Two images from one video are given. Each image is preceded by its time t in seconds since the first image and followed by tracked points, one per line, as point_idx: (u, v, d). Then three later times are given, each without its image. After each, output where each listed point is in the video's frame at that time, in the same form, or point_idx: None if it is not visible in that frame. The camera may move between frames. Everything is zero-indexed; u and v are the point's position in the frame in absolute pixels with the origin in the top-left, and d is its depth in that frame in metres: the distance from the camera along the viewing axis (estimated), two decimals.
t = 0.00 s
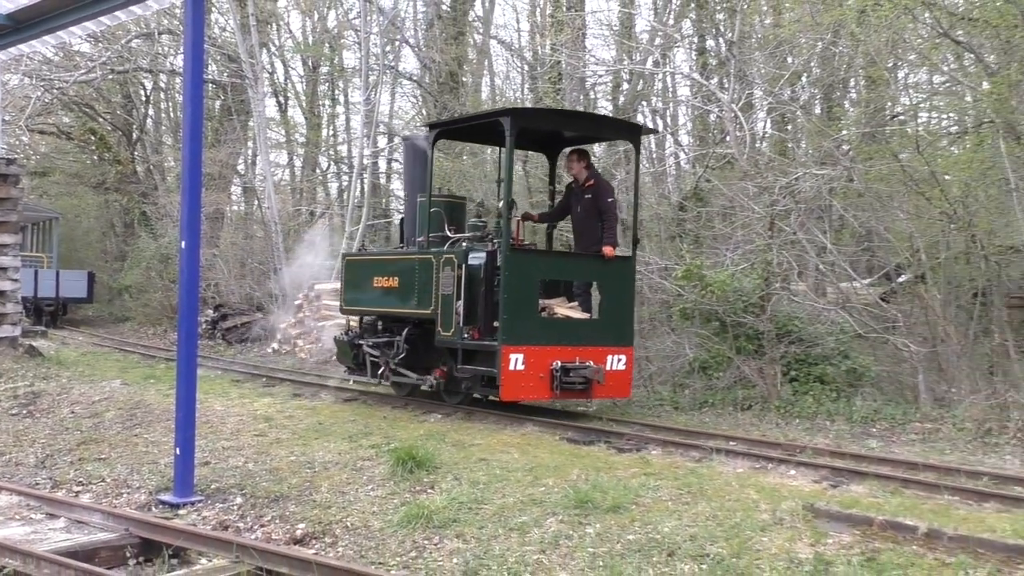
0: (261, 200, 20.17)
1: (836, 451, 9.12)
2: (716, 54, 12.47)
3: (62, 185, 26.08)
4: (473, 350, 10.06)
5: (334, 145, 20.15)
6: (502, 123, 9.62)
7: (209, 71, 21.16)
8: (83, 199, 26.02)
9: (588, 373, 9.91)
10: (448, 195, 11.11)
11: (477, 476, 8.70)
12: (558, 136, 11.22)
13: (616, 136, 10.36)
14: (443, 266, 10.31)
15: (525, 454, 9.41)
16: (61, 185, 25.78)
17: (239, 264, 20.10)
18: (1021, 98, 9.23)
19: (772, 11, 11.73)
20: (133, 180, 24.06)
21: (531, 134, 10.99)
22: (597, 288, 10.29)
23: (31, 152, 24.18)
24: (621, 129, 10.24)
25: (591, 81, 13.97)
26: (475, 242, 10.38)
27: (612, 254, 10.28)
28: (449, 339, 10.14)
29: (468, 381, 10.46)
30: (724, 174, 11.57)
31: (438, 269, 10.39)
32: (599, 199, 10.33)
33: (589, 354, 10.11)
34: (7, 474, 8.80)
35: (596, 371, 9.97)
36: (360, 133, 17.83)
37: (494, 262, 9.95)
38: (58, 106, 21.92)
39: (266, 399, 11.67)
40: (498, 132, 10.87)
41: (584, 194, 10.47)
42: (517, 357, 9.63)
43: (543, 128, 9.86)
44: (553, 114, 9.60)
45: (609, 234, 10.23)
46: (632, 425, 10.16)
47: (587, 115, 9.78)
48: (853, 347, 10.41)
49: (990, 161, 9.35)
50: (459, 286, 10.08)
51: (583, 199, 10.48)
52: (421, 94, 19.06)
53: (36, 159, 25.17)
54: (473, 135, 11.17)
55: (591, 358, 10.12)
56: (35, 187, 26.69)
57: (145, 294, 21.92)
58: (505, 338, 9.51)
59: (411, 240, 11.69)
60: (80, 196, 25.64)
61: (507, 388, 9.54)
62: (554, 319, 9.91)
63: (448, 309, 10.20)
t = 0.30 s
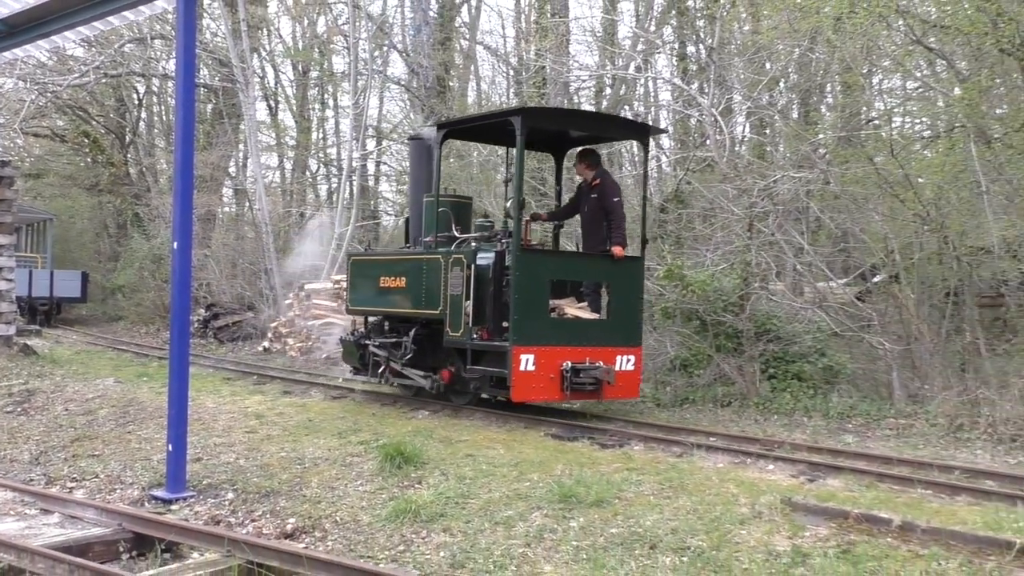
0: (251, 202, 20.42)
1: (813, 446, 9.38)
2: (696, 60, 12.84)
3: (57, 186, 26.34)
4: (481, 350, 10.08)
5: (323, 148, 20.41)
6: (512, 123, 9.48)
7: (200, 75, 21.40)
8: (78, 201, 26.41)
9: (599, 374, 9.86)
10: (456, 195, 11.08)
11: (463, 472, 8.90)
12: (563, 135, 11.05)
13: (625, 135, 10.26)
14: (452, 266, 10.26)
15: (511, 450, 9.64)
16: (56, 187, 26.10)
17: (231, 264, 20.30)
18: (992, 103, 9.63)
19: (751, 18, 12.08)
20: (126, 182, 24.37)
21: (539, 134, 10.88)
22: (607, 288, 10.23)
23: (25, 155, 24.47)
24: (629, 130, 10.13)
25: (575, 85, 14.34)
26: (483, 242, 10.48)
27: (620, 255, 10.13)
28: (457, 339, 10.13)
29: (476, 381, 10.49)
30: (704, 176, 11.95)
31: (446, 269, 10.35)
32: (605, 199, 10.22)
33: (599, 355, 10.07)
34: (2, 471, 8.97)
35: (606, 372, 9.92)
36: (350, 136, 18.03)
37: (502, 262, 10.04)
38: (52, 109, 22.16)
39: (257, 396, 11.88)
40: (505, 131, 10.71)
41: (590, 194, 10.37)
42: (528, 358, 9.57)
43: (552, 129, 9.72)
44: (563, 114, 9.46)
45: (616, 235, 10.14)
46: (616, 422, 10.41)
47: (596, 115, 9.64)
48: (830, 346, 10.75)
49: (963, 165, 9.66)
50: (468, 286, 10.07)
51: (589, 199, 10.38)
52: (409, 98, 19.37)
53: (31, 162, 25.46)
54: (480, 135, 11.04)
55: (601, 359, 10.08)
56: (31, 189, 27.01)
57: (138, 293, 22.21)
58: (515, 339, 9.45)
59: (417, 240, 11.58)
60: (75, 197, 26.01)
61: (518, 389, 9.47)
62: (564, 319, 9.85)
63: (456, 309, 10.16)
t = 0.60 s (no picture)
0: (240, 204, 20.63)
1: (788, 441, 9.69)
2: (674, 66, 13.20)
3: (50, 189, 27.08)
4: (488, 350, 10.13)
5: (311, 151, 20.69)
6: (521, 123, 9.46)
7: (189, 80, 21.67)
8: (68, 202, 26.70)
9: (607, 374, 9.88)
10: (460, 195, 11.14)
11: (448, 467, 9.13)
12: (566, 132, 11.00)
13: (633, 134, 10.25)
14: (458, 266, 10.30)
15: (494, 446, 9.89)
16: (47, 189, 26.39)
17: (219, 265, 20.49)
18: (959, 108, 9.97)
19: (726, 25, 12.27)
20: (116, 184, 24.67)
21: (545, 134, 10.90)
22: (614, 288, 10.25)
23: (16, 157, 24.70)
24: (635, 128, 10.12)
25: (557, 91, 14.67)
26: (488, 242, 10.46)
27: (628, 255, 10.07)
28: (464, 340, 10.20)
29: (483, 383, 10.68)
30: (682, 179, 12.28)
31: (452, 269, 10.42)
32: (611, 198, 10.20)
33: (606, 355, 10.09)
34: None
35: (614, 372, 9.95)
36: (337, 140, 18.27)
37: (509, 262, 10.07)
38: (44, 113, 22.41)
39: (246, 393, 12.11)
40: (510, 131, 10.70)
41: (597, 194, 10.37)
42: (536, 359, 9.56)
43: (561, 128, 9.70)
44: (572, 113, 9.43)
45: (623, 235, 10.13)
46: (597, 418, 10.70)
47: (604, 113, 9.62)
48: (805, 343, 11.18)
49: (931, 169, 9.97)
50: (475, 286, 10.11)
51: (596, 199, 10.37)
52: (394, 102, 19.67)
53: (22, 164, 25.80)
54: (485, 135, 11.06)
55: (608, 359, 10.10)
56: (21, 190, 27.29)
57: (127, 293, 22.46)
58: (524, 339, 9.45)
59: (420, 241, 11.72)
60: (66, 199, 26.40)
61: (527, 390, 9.47)
62: (572, 320, 9.85)
63: (463, 309, 10.21)
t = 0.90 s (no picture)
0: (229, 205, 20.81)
1: (764, 437, 9.98)
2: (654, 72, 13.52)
3: (42, 189, 27.34)
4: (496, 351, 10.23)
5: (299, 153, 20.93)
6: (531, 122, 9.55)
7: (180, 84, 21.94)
8: (60, 203, 26.95)
9: (616, 375, 9.99)
10: (465, 196, 11.27)
11: (433, 463, 9.35)
12: (573, 133, 11.14)
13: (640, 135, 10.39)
14: (466, 266, 10.43)
15: (478, 442, 10.12)
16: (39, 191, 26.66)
17: (209, 265, 20.64)
18: (930, 113, 10.24)
19: (705, 32, 12.69)
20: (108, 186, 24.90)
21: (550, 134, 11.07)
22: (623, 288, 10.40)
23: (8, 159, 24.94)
24: (642, 129, 10.27)
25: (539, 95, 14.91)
26: (495, 242, 10.55)
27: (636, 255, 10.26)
28: (473, 340, 10.31)
29: (490, 383, 10.78)
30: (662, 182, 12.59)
31: (460, 270, 10.55)
32: (620, 198, 10.33)
33: (614, 356, 10.23)
34: None
35: (623, 373, 10.06)
36: (325, 143, 18.50)
37: (516, 262, 10.10)
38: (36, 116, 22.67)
39: (235, 392, 12.31)
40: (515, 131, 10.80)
41: (606, 194, 10.52)
42: (545, 360, 9.69)
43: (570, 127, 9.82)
44: (583, 113, 9.55)
45: (632, 234, 10.25)
46: (579, 417, 10.98)
47: (615, 113, 9.76)
48: (780, 342, 11.54)
49: (903, 172, 10.26)
50: (483, 286, 10.21)
51: (605, 199, 10.52)
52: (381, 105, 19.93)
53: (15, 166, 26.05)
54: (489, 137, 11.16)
55: (617, 360, 10.24)
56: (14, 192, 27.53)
57: (118, 292, 22.68)
58: (533, 341, 9.57)
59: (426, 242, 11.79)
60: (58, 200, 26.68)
61: (536, 392, 9.59)
62: (580, 320, 9.98)
63: (471, 310, 10.34)
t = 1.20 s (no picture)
0: (217, 207, 20.98)
1: (741, 432, 10.28)
2: (633, 77, 13.86)
3: (32, 189, 27.49)
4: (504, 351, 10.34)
5: (287, 156, 21.19)
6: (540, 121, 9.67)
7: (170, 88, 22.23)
8: (51, 204, 27.16)
9: (625, 375, 10.14)
10: (468, 196, 11.48)
11: (418, 459, 9.58)
12: (579, 133, 11.39)
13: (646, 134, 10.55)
14: (474, 266, 10.54)
15: (462, 438, 10.37)
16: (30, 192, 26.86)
17: (198, 265, 20.81)
18: (901, 118, 10.60)
19: (683, 38, 12.89)
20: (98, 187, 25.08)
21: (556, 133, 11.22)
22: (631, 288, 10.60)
23: None
24: (648, 129, 10.42)
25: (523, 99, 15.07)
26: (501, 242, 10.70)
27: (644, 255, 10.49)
28: (481, 340, 10.40)
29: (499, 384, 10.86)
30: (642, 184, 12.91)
31: (467, 270, 10.66)
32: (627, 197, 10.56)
33: (623, 355, 10.41)
34: None
35: (632, 372, 10.22)
36: (313, 146, 18.76)
37: (523, 262, 10.29)
38: (27, 119, 22.91)
39: (224, 389, 12.52)
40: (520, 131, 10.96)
41: (613, 193, 10.77)
42: (556, 360, 9.79)
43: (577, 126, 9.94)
44: (591, 112, 9.67)
45: (639, 233, 10.45)
46: (562, 415, 11.27)
47: (621, 112, 9.89)
48: (757, 340, 11.97)
49: (875, 175, 10.60)
50: (490, 286, 10.32)
51: (612, 198, 10.76)
52: (367, 109, 20.22)
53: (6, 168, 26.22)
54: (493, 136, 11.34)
55: (626, 359, 10.43)
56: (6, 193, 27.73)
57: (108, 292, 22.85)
58: (544, 340, 9.66)
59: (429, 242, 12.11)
60: (49, 202, 26.88)
61: (547, 392, 9.66)
62: (589, 320, 10.13)
63: (479, 310, 10.44)
